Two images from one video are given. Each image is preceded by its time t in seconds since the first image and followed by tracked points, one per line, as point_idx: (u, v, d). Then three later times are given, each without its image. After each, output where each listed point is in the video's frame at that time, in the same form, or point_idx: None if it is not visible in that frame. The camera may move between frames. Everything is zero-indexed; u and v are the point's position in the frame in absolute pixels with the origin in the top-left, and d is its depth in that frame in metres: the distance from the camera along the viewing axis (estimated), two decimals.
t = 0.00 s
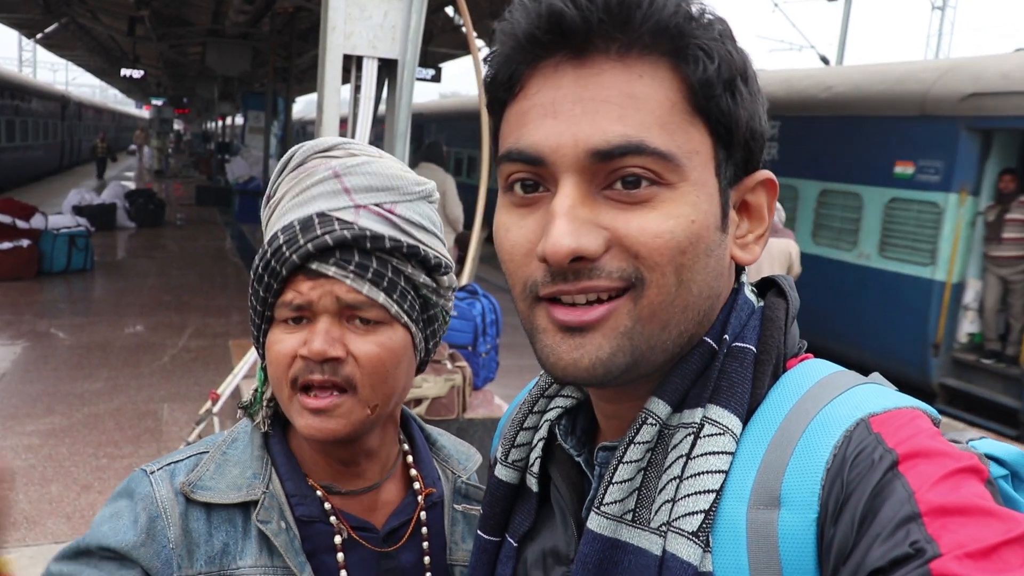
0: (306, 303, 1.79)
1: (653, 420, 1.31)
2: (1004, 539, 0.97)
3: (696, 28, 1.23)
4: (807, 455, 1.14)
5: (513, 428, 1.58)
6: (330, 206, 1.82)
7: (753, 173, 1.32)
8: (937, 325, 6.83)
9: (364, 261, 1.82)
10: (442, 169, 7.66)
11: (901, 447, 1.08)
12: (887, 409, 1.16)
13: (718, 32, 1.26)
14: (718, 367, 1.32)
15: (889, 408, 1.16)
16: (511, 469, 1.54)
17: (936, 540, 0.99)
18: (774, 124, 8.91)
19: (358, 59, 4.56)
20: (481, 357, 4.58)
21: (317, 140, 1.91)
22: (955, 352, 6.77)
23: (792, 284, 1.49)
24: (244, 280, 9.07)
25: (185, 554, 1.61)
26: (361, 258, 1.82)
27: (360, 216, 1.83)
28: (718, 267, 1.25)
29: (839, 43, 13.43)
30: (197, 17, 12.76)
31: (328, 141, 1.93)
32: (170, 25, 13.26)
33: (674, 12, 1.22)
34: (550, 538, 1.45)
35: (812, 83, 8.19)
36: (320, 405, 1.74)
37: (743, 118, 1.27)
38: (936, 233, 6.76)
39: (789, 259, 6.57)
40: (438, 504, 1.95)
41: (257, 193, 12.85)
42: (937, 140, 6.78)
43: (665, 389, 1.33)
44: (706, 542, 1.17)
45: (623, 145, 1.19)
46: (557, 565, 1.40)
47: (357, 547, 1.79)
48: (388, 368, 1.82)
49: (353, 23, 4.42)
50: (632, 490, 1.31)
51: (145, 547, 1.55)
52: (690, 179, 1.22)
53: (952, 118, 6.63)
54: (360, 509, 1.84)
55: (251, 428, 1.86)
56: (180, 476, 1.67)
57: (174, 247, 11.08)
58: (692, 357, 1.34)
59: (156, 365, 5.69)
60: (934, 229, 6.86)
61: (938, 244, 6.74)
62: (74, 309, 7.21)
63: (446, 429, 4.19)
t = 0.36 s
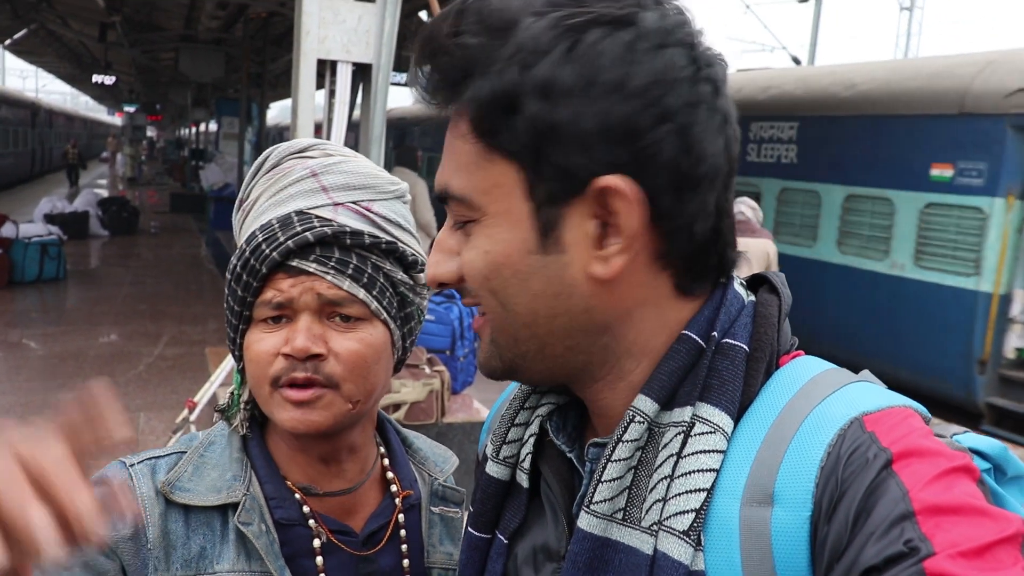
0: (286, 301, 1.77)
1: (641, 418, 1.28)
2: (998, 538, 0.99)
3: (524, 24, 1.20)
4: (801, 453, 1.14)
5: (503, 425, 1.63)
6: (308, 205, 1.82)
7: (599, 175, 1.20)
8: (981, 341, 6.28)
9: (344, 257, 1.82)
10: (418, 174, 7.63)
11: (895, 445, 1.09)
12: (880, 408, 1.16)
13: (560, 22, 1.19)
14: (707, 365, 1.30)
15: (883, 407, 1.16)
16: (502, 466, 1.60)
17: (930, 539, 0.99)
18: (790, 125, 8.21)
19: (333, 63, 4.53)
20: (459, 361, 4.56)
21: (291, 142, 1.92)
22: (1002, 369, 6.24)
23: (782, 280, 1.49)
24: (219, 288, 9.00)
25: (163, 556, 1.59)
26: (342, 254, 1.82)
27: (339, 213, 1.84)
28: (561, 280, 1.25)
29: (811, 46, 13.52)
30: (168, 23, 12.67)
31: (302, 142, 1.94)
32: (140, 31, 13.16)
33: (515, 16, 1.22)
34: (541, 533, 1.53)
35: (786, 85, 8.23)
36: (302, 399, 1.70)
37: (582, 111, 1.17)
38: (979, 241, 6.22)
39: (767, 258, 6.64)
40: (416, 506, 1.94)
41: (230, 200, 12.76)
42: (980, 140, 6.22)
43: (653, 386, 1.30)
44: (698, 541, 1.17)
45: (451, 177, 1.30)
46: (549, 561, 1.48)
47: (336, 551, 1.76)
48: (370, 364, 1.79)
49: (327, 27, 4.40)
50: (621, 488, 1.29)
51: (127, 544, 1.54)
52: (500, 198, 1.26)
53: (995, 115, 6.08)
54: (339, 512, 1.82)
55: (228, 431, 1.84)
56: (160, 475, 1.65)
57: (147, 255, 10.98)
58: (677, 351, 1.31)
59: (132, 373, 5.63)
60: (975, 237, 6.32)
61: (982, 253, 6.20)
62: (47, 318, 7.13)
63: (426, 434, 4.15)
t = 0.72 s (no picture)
0: (269, 320, 1.79)
1: (638, 426, 1.30)
2: (992, 543, 1.02)
3: (471, 59, 1.31)
4: (798, 459, 1.16)
5: (505, 431, 1.69)
6: (290, 223, 1.83)
7: (547, 194, 1.26)
8: None
9: (325, 277, 1.83)
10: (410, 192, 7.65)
11: (891, 453, 1.11)
12: (876, 415, 1.19)
13: (503, 50, 1.29)
14: (703, 372, 1.32)
15: (880, 414, 1.19)
16: (502, 471, 1.66)
17: (926, 545, 1.02)
18: (830, 142, 7.98)
19: (323, 82, 4.56)
20: (451, 378, 4.58)
21: (275, 159, 1.93)
22: None
23: (780, 288, 1.51)
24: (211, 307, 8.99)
25: (155, 558, 1.60)
26: (323, 273, 1.83)
27: (321, 231, 1.84)
28: (526, 298, 1.31)
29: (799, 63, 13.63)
30: (158, 43, 12.71)
31: (287, 159, 1.94)
32: (131, 52, 13.20)
33: (467, 51, 1.34)
34: (538, 539, 1.58)
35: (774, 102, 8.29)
36: (285, 420, 1.72)
37: (523, 133, 1.25)
38: None
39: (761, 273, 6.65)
40: (410, 516, 1.96)
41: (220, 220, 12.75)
42: None
43: (650, 393, 1.32)
44: (694, 547, 1.19)
45: (434, 204, 1.41)
46: (547, 566, 1.53)
47: (329, 559, 1.79)
48: (353, 382, 1.81)
49: (318, 46, 4.43)
50: (619, 495, 1.30)
51: (118, 545, 1.54)
52: (468, 220, 1.36)
53: None
54: (331, 520, 1.84)
55: (222, 441, 1.85)
56: (155, 481, 1.66)
57: (138, 275, 10.97)
58: (673, 360, 1.32)
59: (123, 392, 5.62)
60: None
61: None
62: (37, 338, 7.12)
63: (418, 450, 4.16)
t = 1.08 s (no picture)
0: (266, 319, 1.78)
1: (633, 426, 1.30)
2: (988, 544, 1.02)
3: (467, 57, 1.31)
4: (793, 459, 1.16)
5: (498, 432, 1.69)
6: (289, 222, 1.82)
7: (542, 196, 1.25)
8: None
9: (324, 275, 1.82)
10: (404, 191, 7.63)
11: (886, 453, 1.12)
12: (872, 415, 1.19)
13: (498, 49, 1.28)
14: (699, 371, 1.31)
15: (875, 414, 1.19)
16: (496, 472, 1.66)
17: (921, 545, 1.02)
18: (881, 141, 7.22)
19: (316, 81, 4.54)
20: (444, 377, 4.58)
21: (276, 157, 1.92)
22: None
23: (778, 289, 1.51)
24: (204, 306, 8.97)
25: (147, 561, 1.59)
26: (321, 271, 1.82)
27: (320, 230, 1.83)
28: (520, 299, 1.30)
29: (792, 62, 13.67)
30: (151, 42, 12.68)
31: (287, 157, 1.93)
32: (123, 50, 13.16)
33: (463, 48, 1.33)
34: (533, 540, 1.57)
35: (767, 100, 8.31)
36: (282, 419, 1.72)
37: (518, 132, 1.25)
38: None
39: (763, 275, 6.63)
40: (403, 516, 1.96)
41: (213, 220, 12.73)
42: None
43: (645, 394, 1.31)
44: (689, 549, 1.18)
45: (428, 202, 1.40)
46: (541, 567, 1.53)
47: (321, 558, 1.78)
48: (350, 381, 1.80)
49: (311, 45, 4.41)
50: (614, 496, 1.30)
51: (110, 550, 1.53)
52: (462, 219, 1.35)
53: None
54: (323, 521, 1.83)
55: (215, 441, 1.84)
56: (147, 483, 1.65)
57: (130, 274, 10.94)
58: (669, 360, 1.32)
59: (116, 392, 5.60)
60: None
61: None
62: (29, 337, 7.09)
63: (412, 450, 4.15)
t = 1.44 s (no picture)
0: (267, 328, 1.79)
1: (632, 428, 1.30)
2: (986, 543, 1.02)
3: (465, 61, 1.31)
4: (791, 460, 1.16)
5: (499, 435, 1.70)
6: (289, 231, 1.83)
7: (542, 201, 1.25)
8: None
9: (324, 284, 1.83)
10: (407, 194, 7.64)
11: (884, 453, 1.12)
12: (870, 416, 1.19)
13: (496, 54, 1.29)
14: (698, 374, 1.32)
15: (873, 415, 1.19)
16: (498, 475, 1.67)
17: (919, 545, 1.03)
18: (953, 136, 6.67)
19: (318, 85, 4.55)
20: (449, 379, 4.59)
21: (274, 165, 1.92)
22: None
23: (775, 289, 1.52)
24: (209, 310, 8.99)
25: (154, 569, 1.61)
26: (321, 280, 1.83)
27: (319, 239, 1.84)
28: (521, 304, 1.31)
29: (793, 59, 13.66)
30: (154, 47, 12.71)
31: (285, 164, 1.94)
32: (126, 56, 13.20)
33: (459, 54, 1.33)
34: (535, 541, 1.58)
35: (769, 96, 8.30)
36: (284, 424, 1.73)
37: (517, 137, 1.25)
38: None
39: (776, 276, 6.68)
40: (406, 519, 1.96)
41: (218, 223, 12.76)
42: None
43: (643, 396, 1.32)
44: (688, 550, 1.19)
45: (425, 207, 1.40)
46: (543, 569, 1.54)
47: (326, 563, 1.79)
48: (351, 387, 1.81)
49: (312, 49, 4.42)
50: (614, 498, 1.30)
51: (117, 560, 1.55)
52: (461, 225, 1.35)
53: None
54: (327, 525, 1.84)
55: (218, 448, 1.85)
56: (151, 491, 1.67)
57: (135, 279, 10.97)
58: (668, 362, 1.33)
59: (123, 397, 5.62)
60: None
61: None
62: (36, 344, 7.12)
63: (417, 452, 4.16)
